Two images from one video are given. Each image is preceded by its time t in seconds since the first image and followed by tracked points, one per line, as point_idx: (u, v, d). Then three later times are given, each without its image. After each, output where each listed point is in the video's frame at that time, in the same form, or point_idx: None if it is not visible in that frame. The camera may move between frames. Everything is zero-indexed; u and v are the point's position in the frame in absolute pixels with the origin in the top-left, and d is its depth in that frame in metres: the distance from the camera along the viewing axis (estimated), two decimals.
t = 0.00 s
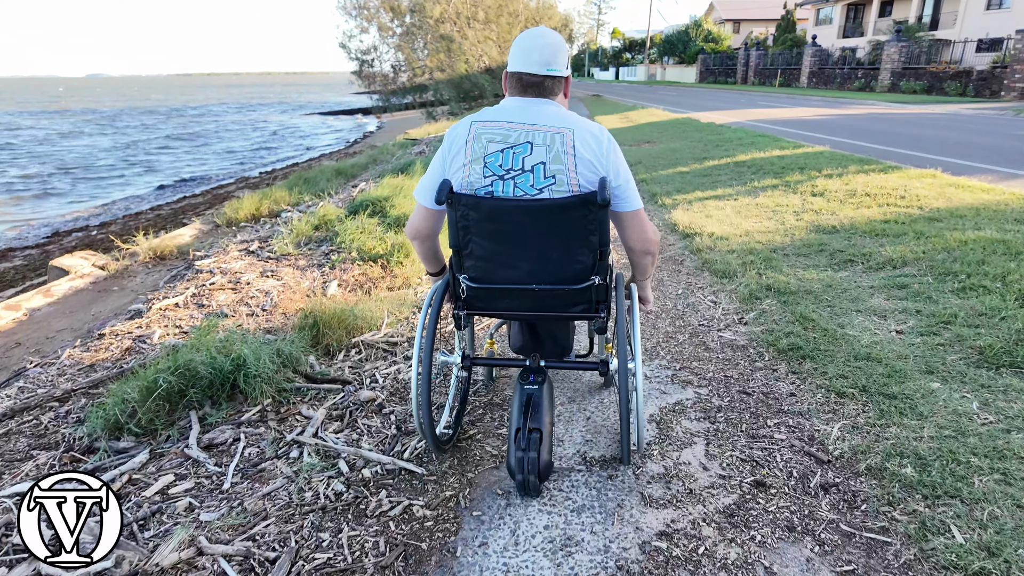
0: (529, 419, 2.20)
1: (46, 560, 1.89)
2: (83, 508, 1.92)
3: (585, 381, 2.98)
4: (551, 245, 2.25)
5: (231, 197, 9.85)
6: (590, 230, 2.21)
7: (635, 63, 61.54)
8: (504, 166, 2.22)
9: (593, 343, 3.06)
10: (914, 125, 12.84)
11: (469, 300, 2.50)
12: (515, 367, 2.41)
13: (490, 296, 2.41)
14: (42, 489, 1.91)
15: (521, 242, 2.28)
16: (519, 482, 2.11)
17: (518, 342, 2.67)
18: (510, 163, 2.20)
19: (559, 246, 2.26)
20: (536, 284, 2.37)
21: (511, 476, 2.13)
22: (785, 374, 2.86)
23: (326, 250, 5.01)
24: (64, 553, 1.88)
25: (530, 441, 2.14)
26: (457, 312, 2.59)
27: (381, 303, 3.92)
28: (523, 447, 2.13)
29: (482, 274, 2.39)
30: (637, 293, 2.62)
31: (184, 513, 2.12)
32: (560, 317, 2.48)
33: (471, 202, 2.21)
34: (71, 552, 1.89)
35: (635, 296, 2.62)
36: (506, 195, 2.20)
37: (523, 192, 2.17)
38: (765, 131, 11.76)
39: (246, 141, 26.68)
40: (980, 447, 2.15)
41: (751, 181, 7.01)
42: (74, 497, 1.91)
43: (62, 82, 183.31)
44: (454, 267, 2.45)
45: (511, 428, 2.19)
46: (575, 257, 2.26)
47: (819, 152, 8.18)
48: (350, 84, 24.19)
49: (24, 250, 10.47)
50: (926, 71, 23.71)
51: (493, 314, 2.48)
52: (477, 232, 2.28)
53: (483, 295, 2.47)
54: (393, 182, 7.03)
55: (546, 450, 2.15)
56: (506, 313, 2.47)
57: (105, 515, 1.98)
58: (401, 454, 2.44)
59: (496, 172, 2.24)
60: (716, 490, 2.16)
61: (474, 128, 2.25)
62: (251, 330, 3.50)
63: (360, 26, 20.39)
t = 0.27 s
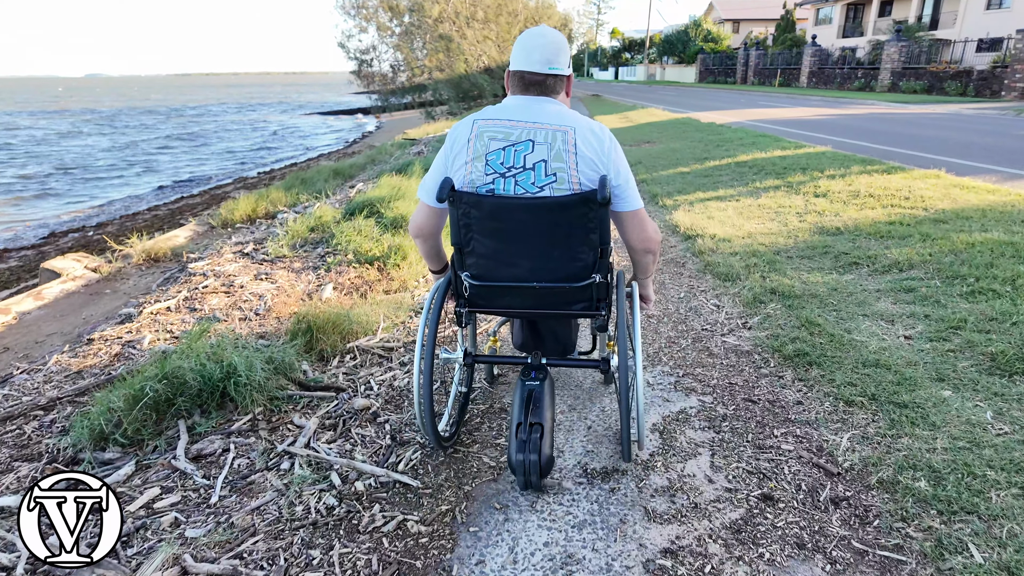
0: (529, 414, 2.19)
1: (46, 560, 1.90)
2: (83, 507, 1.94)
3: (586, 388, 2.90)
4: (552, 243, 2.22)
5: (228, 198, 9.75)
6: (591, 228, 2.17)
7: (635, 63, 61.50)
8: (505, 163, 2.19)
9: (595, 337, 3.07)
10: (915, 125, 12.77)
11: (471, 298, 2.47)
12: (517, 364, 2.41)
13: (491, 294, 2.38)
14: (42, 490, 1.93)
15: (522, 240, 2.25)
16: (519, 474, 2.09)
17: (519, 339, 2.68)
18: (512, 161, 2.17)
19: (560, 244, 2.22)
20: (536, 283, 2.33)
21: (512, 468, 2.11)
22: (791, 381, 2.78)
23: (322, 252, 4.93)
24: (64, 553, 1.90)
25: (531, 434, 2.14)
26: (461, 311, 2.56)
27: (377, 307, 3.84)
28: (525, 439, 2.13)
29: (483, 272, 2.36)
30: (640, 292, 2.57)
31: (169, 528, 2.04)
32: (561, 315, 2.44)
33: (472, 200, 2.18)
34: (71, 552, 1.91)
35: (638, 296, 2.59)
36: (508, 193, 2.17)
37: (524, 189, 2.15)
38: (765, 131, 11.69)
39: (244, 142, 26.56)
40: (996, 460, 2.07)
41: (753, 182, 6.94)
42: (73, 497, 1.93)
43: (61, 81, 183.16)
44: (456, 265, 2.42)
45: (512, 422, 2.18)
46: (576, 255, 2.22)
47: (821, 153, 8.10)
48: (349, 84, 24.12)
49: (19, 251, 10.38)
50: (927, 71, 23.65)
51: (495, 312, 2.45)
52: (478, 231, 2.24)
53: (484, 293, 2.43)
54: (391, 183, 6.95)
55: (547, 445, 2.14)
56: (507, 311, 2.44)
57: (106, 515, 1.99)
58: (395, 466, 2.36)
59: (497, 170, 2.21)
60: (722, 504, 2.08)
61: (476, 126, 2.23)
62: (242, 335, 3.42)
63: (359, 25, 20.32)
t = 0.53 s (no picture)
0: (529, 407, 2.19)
1: (46, 560, 1.91)
2: (83, 508, 1.94)
3: (587, 395, 2.83)
4: (555, 241, 2.21)
5: (225, 198, 9.67)
6: (594, 226, 2.16)
7: (634, 63, 61.45)
8: (509, 161, 2.19)
9: (597, 335, 3.04)
10: (916, 125, 12.71)
11: (475, 295, 2.49)
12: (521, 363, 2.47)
13: (494, 292, 2.39)
14: (43, 489, 1.93)
15: (525, 238, 2.25)
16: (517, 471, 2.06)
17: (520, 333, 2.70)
18: (515, 159, 2.17)
19: (563, 243, 2.23)
20: (539, 280, 2.33)
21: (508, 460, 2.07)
22: (798, 389, 2.71)
23: (318, 254, 4.85)
24: (65, 553, 1.91)
25: (530, 424, 2.10)
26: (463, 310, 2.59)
27: (373, 311, 3.76)
28: (523, 427, 2.09)
29: (485, 269, 2.37)
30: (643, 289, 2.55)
31: (154, 545, 1.97)
32: (564, 312, 2.44)
33: (476, 198, 2.18)
34: (71, 552, 1.92)
35: (640, 293, 2.57)
36: (511, 190, 2.18)
37: (528, 187, 2.19)
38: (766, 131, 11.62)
39: (242, 142, 26.47)
40: (1014, 473, 2.00)
41: (755, 182, 6.87)
42: (74, 497, 1.94)
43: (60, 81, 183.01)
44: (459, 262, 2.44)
45: (512, 414, 2.17)
46: (579, 253, 2.21)
47: (823, 153, 8.03)
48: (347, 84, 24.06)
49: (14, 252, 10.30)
50: (927, 71, 23.59)
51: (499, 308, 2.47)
52: (481, 229, 2.25)
53: (487, 290, 2.45)
54: (389, 184, 6.88)
55: (546, 437, 2.09)
56: (510, 308, 2.45)
57: (106, 515, 1.99)
58: (390, 478, 2.28)
59: (501, 167, 2.22)
60: (729, 519, 2.01)
61: (480, 125, 2.23)
62: (234, 340, 3.33)
63: (358, 25, 20.28)
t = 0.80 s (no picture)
0: (529, 406, 2.20)
1: (47, 560, 1.90)
2: (83, 507, 1.98)
3: (588, 402, 2.75)
4: (556, 237, 2.21)
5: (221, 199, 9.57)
6: (595, 223, 2.15)
7: (634, 63, 61.42)
8: (510, 157, 2.19)
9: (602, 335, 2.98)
10: (917, 126, 12.65)
11: (477, 292, 2.50)
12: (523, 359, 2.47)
13: (496, 288, 2.39)
14: (43, 489, 1.97)
15: (526, 235, 2.25)
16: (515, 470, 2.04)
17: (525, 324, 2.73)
18: (517, 154, 2.17)
19: (564, 239, 2.22)
20: (540, 277, 2.33)
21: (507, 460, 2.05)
22: (805, 396, 2.63)
23: (314, 256, 4.77)
24: (65, 553, 1.90)
25: (529, 423, 2.10)
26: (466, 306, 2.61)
27: (368, 314, 3.68)
28: (522, 426, 2.09)
29: (487, 266, 2.38)
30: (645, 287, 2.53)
31: (138, 561, 1.89)
32: (566, 309, 2.44)
33: (478, 195, 2.18)
34: (71, 552, 1.91)
35: (641, 290, 2.56)
36: (513, 186, 2.18)
37: (529, 182, 2.19)
38: (767, 131, 11.57)
39: (240, 142, 26.36)
40: None
41: (756, 183, 6.80)
42: (74, 497, 1.98)
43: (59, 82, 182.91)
44: (461, 260, 2.44)
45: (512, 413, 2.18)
46: (579, 251, 2.21)
47: (824, 153, 7.97)
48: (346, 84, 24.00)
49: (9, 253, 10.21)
50: (927, 71, 23.52)
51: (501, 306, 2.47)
52: (482, 226, 2.25)
53: (489, 287, 2.45)
54: (387, 184, 6.80)
55: (545, 435, 2.08)
56: (512, 305, 2.46)
57: (106, 515, 1.99)
58: (384, 490, 2.20)
59: (503, 163, 2.21)
60: (736, 533, 1.93)
61: (483, 121, 2.24)
62: (225, 345, 3.25)
63: (357, 25, 20.24)
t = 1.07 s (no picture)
0: (532, 408, 2.27)
1: (47, 560, 1.92)
2: (83, 508, 2.02)
3: (589, 411, 2.67)
4: (559, 235, 2.23)
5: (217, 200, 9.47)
6: (597, 221, 2.16)
7: (633, 63, 61.38)
8: (512, 154, 2.19)
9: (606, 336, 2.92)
10: (917, 126, 12.60)
11: (479, 291, 2.51)
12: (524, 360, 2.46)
13: (498, 287, 2.41)
14: (43, 489, 2.00)
15: (529, 233, 2.27)
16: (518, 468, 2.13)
17: (526, 324, 2.70)
18: (518, 151, 2.18)
19: (566, 238, 2.24)
20: (543, 276, 2.34)
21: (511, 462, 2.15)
22: (811, 405, 2.56)
23: (309, 259, 4.70)
24: (65, 553, 1.92)
25: (531, 428, 2.19)
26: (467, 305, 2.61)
27: (364, 318, 3.61)
28: (526, 430, 2.18)
29: (490, 264, 2.40)
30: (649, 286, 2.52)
31: None
32: (569, 308, 2.45)
33: (481, 193, 2.20)
34: (70, 552, 1.93)
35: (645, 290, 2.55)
36: (515, 183, 2.19)
37: (531, 179, 2.20)
38: (767, 131, 11.52)
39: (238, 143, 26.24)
40: None
41: (758, 184, 6.74)
42: (75, 497, 2.01)
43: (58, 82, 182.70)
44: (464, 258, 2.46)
45: (514, 416, 2.25)
46: (582, 249, 2.22)
47: (826, 154, 7.90)
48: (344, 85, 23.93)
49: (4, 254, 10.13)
50: (926, 71, 23.47)
51: (504, 305, 2.48)
52: (485, 223, 2.27)
53: (491, 285, 2.46)
54: (384, 186, 6.74)
55: (548, 439, 2.17)
56: (515, 304, 2.47)
57: (106, 515, 2.03)
58: (378, 504, 2.13)
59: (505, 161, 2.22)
60: (743, 550, 1.86)
61: (485, 120, 2.25)
62: (216, 351, 3.17)
63: (355, 25, 20.21)
